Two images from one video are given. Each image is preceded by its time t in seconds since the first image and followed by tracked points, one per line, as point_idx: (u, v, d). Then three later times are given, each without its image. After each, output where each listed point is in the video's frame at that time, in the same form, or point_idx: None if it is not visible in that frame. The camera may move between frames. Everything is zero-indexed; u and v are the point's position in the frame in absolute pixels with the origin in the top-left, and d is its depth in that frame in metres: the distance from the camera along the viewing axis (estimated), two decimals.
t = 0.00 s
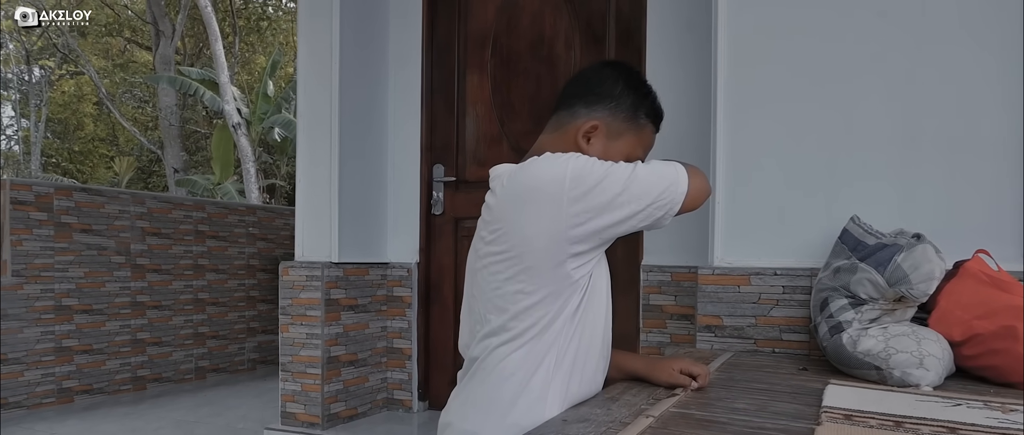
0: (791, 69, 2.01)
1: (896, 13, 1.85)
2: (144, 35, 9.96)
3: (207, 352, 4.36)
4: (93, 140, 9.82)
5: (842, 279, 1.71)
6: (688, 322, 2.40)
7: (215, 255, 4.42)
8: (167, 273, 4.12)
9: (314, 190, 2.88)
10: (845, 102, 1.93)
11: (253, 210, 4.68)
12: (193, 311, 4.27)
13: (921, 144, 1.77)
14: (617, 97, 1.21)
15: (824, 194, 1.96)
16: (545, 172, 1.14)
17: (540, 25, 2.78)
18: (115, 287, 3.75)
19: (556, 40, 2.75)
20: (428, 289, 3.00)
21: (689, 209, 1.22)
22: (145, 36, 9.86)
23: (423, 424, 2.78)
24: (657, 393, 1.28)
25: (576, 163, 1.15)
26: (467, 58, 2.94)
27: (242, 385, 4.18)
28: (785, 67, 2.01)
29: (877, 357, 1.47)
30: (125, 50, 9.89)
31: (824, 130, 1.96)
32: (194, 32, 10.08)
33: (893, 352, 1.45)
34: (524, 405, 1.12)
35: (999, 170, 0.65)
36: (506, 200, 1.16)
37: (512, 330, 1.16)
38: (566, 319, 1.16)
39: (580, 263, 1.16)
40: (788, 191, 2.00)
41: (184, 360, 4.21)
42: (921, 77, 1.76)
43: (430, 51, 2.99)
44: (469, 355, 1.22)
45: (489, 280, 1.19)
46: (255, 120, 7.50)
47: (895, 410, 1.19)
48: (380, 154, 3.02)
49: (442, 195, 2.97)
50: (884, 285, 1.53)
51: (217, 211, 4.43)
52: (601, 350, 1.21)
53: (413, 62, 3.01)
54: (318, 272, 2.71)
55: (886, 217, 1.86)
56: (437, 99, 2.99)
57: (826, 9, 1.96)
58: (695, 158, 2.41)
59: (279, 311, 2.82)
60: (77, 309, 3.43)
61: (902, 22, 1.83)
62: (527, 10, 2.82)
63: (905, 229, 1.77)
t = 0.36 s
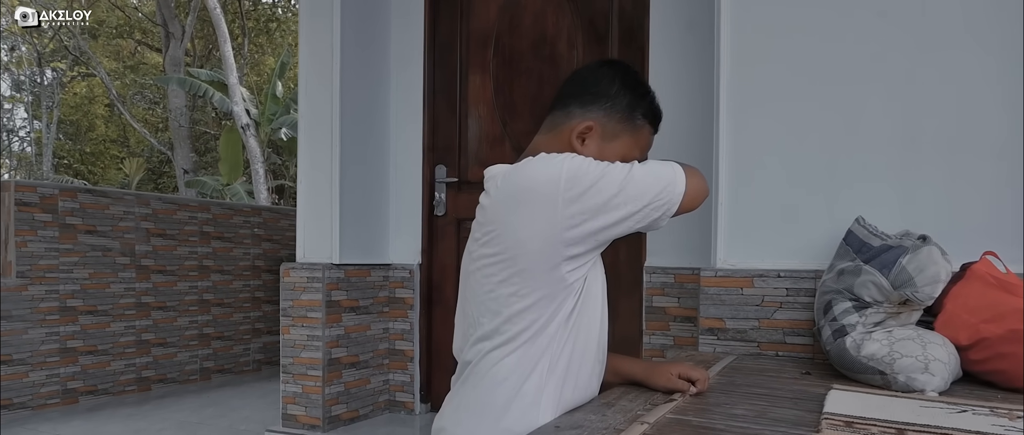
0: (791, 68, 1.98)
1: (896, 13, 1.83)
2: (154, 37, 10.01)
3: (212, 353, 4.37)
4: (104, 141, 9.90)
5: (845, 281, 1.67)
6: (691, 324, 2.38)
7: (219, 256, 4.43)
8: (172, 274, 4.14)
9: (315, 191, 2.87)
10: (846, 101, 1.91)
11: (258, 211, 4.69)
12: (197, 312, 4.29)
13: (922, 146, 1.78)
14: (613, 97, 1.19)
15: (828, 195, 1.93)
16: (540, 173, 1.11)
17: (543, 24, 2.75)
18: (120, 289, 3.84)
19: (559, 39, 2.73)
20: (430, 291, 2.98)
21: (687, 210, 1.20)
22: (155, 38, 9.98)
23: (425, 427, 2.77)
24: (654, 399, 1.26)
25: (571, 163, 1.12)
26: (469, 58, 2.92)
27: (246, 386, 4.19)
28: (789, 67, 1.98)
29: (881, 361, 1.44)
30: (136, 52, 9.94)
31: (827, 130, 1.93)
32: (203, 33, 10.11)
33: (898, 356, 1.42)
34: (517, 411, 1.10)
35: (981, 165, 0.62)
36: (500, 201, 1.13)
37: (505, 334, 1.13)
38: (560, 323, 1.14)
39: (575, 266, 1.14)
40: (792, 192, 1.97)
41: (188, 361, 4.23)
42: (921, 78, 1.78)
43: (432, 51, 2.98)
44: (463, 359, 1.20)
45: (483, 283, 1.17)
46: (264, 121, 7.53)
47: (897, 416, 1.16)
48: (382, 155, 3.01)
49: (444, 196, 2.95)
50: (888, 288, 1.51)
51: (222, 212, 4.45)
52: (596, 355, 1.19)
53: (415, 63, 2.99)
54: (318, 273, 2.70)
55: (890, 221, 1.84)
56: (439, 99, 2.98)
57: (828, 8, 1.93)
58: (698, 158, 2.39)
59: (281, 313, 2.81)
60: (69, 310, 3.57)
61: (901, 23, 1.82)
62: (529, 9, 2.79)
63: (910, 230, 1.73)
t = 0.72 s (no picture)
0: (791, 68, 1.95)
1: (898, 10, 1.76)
2: (164, 38, 10.05)
3: (217, 353, 4.38)
4: (114, 143, 9.95)
5: (850, 281, 1.64)
6: (693, 324, 2.36)
7: (224, 256, 4.44)
8: (177, 274, 4.16)
9: (316, 192, 2.87)
10: (849, 98, 1.87)
11: (263, 211, 4.70)
12: (202, 312, 4.29)
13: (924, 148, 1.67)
14: (608, 93, 1.17)
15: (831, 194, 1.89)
16: (532, 170, 1.09)
17: (545, 22, 2.73)
18: (124, 289, 3.86)
19: (561, 38, 2.71)
20: (432, 291, 2.96)
21: (684, 208, 1.17)
22: (165, 40, 10.04)
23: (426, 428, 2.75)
24: (650, 401, 1.23)
25: (565, 160, 1.10)
26: (471, 58, 2.89)
27: (251, 386, 4.19)
28: (791, 65, 1.95)
29: (885, 364, 1.41)
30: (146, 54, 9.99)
31: (830, 129, 1.90)
32: (213, 35, 10.15)
33: (902, 358, 1.39)
34: (509, 413, 1.08)
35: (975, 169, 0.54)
36: (492, 199, 1.11)
37: (496, 335, 1.11)
38: (552, 324, 1.12)
39: (568, 266, 1.12)
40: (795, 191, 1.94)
41: (193, 361, 4.23)
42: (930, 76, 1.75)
43: (433, 51, 2.96)
44: (455, 360, 1.18)
45: (474, 283, 1.15)
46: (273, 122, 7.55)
47: (900, 419, 1.13)
48: (383, 155, 2.99)
49: (446, 196, 2.94)
50: (892, 288, 1.47)
51: (227, 212, 4.46)
52: (590, 357, 1.17)
53: (417, 62, 2.98)
54: (318, 273, 2.69)
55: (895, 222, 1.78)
56: (441, 98, 2.96)
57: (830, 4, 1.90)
58: (700, 157, 2.36)
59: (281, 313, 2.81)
60: (73, 310, 3.59)
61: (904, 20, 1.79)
62: (531, 7, 2.77)
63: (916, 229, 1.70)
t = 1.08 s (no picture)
0: (793, 65, 1.91)
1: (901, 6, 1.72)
2: (175, 40, 10.10)
3: (222, 353, 4.38)
4: (127, 144, 10.04)
5: (854, 282, 1.60)
6: (696, 325, 2.33)
7: (230, 257, 4.45)
8: (182, 274, 4.18)
9: (316, 191, 2.86)
10: (853, 95, 1.84)
11: (269, 211, 4.71)
12: (207, 312, 4.30)
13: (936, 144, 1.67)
14: (601, 89, 1.14)
15: (836, 192, 1.86)
16: (524, 168, 1.07)
17: (548, 19, 2.70)
18: (129, 289, 3.88)
19: (563, 35, 2.68)
20: (434, 291, 2.94)
21: (680, 207, 1.15)
22: (176, 41, 10.10)
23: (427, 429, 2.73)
24: (646, 404, 1.21)
25: (557, 157, 1.08)
26: (473, 57, 2.87)
27: (255, 386, 4.19)
28: (794, 61, 1.91)
29: (889, 366, 1.37)
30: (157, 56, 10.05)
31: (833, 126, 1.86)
32: (223, 37, 10.19)
33: (907, 360, 1.35)
34: (498, 416, 1.05)
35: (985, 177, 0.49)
36: (483, 197, 1.09)
37: (487, 336, 1.09)
38: (543, 326, 1.09)
39: (561, 266, 1.10)
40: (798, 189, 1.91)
41: (198, 361, 4.25)
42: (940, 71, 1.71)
43: (435, 49, 2.94)
44: (446, 361, 1.15)
45: (465, 282, 1.12)
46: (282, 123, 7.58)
47: (903, 423, 1.10)
48: (385, 155, 2.98)
49: (448, 195, 2.91)
50: (897, 288, 1.44)
51: (232, 212, 4.47)
52: (582, 359, 1.14)
53: (419, 60, 2.96)
54: (319, 274, 2.68)
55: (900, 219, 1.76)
56: (443, 97, 2.94)
57: None
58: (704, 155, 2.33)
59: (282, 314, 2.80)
60: (78, 310, 3.59)
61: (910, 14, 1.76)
62: (533, 4, 2.74)
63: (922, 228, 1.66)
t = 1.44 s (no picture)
0: (798, 63, 1.88)
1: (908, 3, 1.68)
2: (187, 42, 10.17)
3: (229, 354, 4.39)
4: (140, 145, 10.14)
5: (860, 285, 1.57)
6: (700, 328, 2.29)
7: (236, 258, 4.46)
8: (188, 276, 4.19)
9: (319, 192, 2.85)
10: (859, 95, 1.80)
11: (276, 212, 4.71)
12: (214, 313, 4.31)
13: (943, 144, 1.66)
14: (593, 86, 1.11)
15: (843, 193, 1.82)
16: (517, 168, 1.04)
17: (552, 18, 2.67)
18: (136, 290, 3.90)
19: (567, 34, 2.64)
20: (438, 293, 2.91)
21: (678, 208, 1.11)
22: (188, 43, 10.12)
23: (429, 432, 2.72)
24: (643, 411, 1.18)
25: (551, 157, 1.05)
26: (476, 57, 2.85)
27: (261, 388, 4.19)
28: (799, 59, 1.88)
29: (895, 372, 1.34)
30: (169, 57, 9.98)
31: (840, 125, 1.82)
32: (234, 38, 10.24)
33: (914, 366, 1.32)
34: (490, 423, 1.03)
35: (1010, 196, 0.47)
36: (474, 199, 1.06)
37: (479, 341, 1.07)
38: (537, 331, 1.07)
39: (555, 269, 1.07)
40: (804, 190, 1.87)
41: (205, 362, 4.26)
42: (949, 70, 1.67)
43: (439, 49, 2.92)
44: (438, 366, 1.13)
45: (457, 286, 1.10)
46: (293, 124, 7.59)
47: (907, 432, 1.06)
48: (388, 156, 2.97)
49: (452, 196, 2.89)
50: (904, 292, 1.40)
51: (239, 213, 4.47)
52: (577, 364, 1.11)
53: (422, 60, 2.95)
54: (321, 276, 2.69)
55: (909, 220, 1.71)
56: (446, 97, 2.92)
57: None
58: (710, 155, 2.29)
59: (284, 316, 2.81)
60: (84, 311, 3.64)
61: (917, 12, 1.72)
62: (537, 3, 2.71)
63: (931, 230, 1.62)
